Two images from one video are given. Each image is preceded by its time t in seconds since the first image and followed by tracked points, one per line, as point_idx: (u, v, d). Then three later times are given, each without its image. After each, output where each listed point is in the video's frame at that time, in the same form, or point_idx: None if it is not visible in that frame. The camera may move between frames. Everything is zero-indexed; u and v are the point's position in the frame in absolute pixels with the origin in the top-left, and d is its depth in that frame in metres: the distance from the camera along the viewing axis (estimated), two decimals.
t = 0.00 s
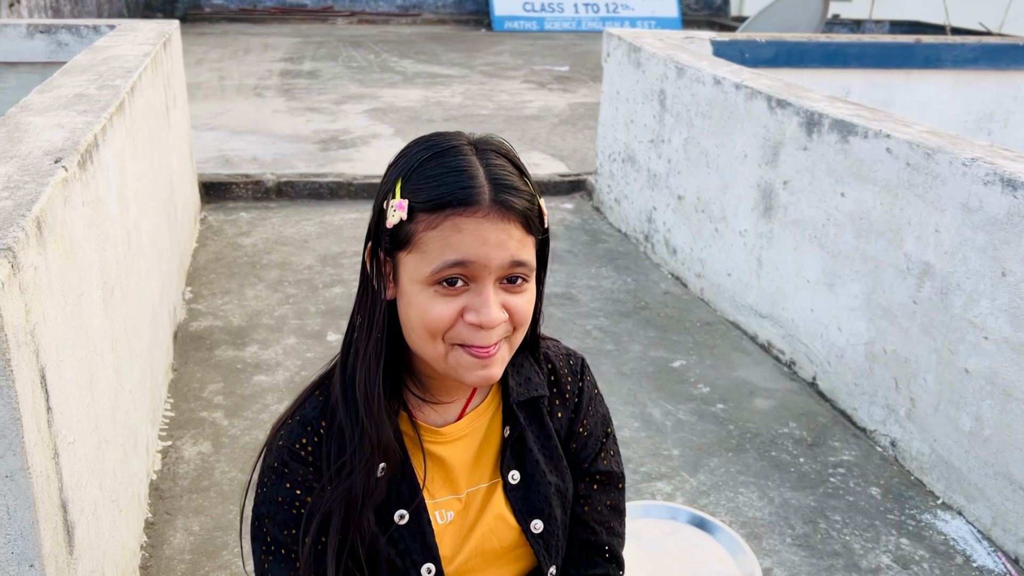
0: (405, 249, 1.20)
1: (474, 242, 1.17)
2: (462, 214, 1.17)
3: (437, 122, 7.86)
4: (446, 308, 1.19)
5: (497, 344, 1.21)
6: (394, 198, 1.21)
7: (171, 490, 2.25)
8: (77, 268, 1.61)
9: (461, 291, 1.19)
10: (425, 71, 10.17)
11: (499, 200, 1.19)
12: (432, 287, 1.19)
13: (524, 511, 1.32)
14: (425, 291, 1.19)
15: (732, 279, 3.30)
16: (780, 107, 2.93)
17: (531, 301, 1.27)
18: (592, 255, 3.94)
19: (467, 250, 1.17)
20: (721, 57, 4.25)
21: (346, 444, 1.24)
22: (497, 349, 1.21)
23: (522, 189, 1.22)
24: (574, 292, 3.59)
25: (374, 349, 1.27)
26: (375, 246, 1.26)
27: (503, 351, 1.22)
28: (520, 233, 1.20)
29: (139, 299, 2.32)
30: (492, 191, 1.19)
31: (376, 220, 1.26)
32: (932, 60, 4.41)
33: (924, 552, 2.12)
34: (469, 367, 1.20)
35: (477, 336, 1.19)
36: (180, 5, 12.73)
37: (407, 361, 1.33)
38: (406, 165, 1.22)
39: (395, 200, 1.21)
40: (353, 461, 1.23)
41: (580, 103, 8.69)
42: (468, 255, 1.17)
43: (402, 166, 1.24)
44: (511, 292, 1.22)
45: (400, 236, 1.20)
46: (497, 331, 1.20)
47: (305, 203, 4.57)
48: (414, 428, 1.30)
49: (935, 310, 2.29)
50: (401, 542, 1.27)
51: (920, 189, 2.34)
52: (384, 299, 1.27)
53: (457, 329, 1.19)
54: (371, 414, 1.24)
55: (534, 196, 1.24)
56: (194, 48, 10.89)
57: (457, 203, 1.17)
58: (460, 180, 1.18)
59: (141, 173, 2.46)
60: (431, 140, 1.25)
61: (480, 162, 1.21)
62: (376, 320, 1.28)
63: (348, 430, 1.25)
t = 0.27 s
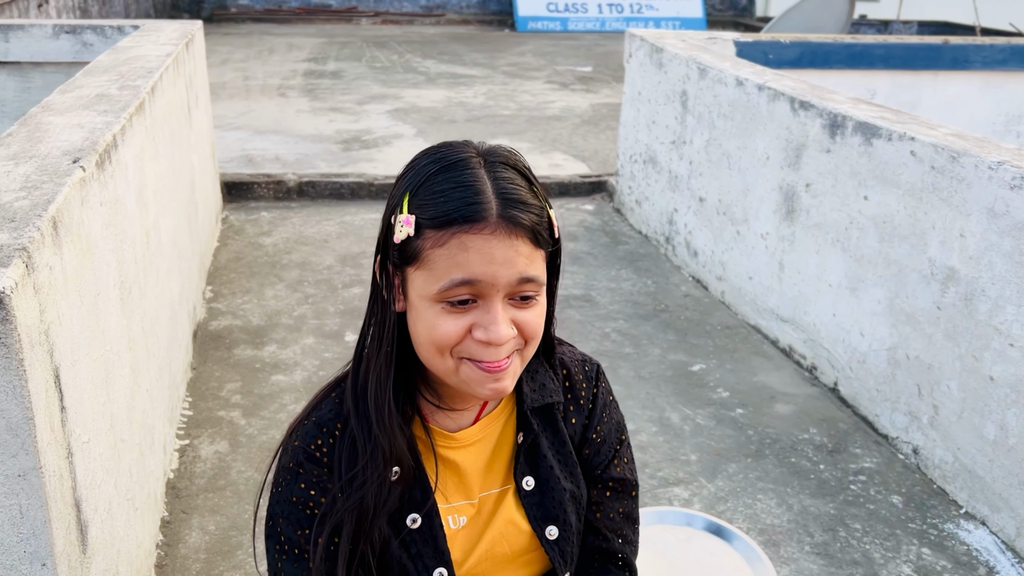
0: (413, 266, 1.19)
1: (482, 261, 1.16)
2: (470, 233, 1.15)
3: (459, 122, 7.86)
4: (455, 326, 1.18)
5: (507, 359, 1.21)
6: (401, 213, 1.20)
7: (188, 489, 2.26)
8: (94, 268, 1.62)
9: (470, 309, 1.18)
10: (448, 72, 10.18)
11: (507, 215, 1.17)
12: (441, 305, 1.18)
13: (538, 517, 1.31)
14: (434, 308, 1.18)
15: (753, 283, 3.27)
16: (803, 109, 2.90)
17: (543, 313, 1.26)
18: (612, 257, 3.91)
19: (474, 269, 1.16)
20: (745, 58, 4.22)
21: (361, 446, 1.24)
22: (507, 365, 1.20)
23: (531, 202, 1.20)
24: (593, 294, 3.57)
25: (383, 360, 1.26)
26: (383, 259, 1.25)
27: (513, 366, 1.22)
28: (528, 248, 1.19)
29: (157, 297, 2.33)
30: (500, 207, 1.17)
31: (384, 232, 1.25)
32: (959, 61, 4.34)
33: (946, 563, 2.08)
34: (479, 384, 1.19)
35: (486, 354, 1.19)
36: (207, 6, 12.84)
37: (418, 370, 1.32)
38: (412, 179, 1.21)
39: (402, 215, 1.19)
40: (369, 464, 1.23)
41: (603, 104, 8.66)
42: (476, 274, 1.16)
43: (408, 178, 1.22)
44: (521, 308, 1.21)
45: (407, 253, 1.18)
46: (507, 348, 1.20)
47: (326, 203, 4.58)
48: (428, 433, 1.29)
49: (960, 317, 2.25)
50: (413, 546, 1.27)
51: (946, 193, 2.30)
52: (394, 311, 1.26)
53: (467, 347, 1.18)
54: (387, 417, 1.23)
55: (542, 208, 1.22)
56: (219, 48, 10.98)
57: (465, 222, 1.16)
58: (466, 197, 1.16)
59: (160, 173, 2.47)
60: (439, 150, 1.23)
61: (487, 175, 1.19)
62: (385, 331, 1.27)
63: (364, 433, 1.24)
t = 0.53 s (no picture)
0: (440, 282, 1.19)
1: (513, 278, 1.16)
2: (500, 250, 1.16)
3: (472, 122, 7.86)
4: (485, 342, 1.18)
5: (532, 372, 1.22)
6: (426, 229, 1.19)
7: (200, 487, 2.27)
8: (107, 267, 1.63)
9: (500, 324, 1.19)
10: (461, 71, 10.19)
11: (535, 230, 1.18)
12: (471, 321, 1.18)
13: (547, 517, 1.31)
14: (463, 324, 1.19)
15: (766, 284, 3.25)
16: (818, 109, 2.88)
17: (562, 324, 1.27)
18: (625, 257, 3.90)
19: (505, 286, 1.16)
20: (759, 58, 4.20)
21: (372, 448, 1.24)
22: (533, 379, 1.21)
23: (555, 216, 1.21)
24: (606, 294, 3.56)
25: (405, 372, 1.26)
26: (405, 274, 1.24)
27: (538, 378, 1.23)
28: (555, 262, 1.19)
29: (171, 296, 2.34)
30: (528, 222, 1.17)
31: (404, 246, 1.24)
32: (976, 62, 4.31)
33: (960, 568, 2.06)
34: (507, 399, 1.20)
35: (515, 368, 1.19)
36: (222, 5, 12.90)
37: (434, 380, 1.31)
38: (435, 193, 1.20)
39: (428, 231, 1.19)
40: (378, 465, 1.23)
41: (616, 103, 8.64)
42: (508, 290, 1.16)
43: (430, 192, 1.21)
44: (547, 321, 1.22)
45: (435, 270, 1.18)
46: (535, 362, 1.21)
47: (339, 202, 4.59)
48: (437, 434, 1.29)
49: (975, 319, 2.23)
50: (422, 546, 1.26)
51: (962, 195, 2.28)
52: (415, 324, 1.26)
53: (496, 362, 1.19)
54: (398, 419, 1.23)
55: (565, 221, 1.23)
56: (234, 47, 11.02)
57: (495, 238, 1.16)
58: (495, 213, 1.17)
59: (175, 173, 2.48)
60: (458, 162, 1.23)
61: (511, 189, 1.20)
62: (407, 344, 1.27)
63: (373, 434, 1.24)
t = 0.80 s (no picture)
0: (457, 271, 1.19)
1: (533, 265, 1.18)
2: (520, 237, 1.17)
3: (474, 119, 7.86)
4: (503, 330, 1.19)
5: (545, 359, 1.23)
6: (441, 218, 1.20)
7: (201, 482, 2.28)
8: (107, 262, 1.64)
9: (517, 312, 1.20)
10: (463, 69, 10.19)
11: (552, 218, 1.19)
12: (490, 310, 1.19)
13: (542, 512, 1.31)
14: (482, 313, 1.19)
15: (766, 281, 3.25)
16: (818, 106, 2.88)
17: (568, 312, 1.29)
18: (626, 254, 3.91)
19: (525, 274, 1.18)
20: (760, 55, 4.20)
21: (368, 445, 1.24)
22: (546, 367, 1.23)
23: (566, 204, 1.23)
24: (606, 291, 3.56)
25: (414, 364, 1.26)
26: (416, 265, 1.24)
27: (548, 365, 1.25)
28: (569, 250, 1.22)
29: (172, 292, 2.35)
30: (545, 209, 1.19)
31: (411, 236, 1.24)
32: (977, 59, 4.30)
33: (959, 564, 2.07)
34: (524, 388, 1.21)
35: (530, 356, 1.21)
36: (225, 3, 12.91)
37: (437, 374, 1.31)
38: (449, 182, 1.20)
39: (444, 220, 1.19)
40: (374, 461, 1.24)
41: (618, 101, 8.64)
42: (528, 278, 1.18)
43: (443, 181, 1.22)
44: (559, 309, 1.24)
45: (453, 259, 1.19)
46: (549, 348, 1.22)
47: (341, 199, 4.60)
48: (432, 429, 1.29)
49: (974, 316, 2.23)
50: (417, 542, 1.27)
51: (962, 192, 2.28)
52: (424, 316, 1.25)
53: (512, 350, 1.20)
54: (394, 414, 1.24)
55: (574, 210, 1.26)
56: (237, 45, 11.03)
57: (515, 225, 1.17)
58: (513, 201, 1.18)
59: (175, 169, 2.49)
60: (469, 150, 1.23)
61: (525, 178, 1.21)
62: (416, 336, 1.26)
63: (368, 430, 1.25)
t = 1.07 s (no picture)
0: (440, 271, 1.22)
1: (514, 264, 1.20)
2: (500, 237, 1.19)
3: (466, 118, 7.89)
4: (486, 329, 1.22)
5: (533, 358, 1.25)
6: (425, 219, 1.22)
7: (198, 481, 2.30)
8: (106, 265, 1.66)
9: (500, 311, 1.22)
10: (455, 67, 10.21)
11: (533, 217, 1.21)
12: (472, 309, 1.21)
13: (540, 512, 1.34)
14: (465, 312, 1.22)
15: (756, 279, 3.29)
16: (806, 107, 2.92)
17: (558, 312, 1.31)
18: (618, 253, 3.94)
19: (506, 273, 1.20)
20: (750, 55, 4.24)
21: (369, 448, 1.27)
22: (531, 364, 1.24)
23: (551, 204, 1.25)
24: (598, 289, 3.60)
25: (405, 364, 1.29)
26: (404, 266, 1.27)
27: (537, 363, 1.27)
28: (552, 249, 1.23)
29: (168, 293, 2.37)
30: (526, 209, 1.21)
31: (401, 238, 1.27)
32: (965, 58, 4.35)
33: (944, 557, 2.11)
34: (509, 386, 1.23)
35: (515, 354, 1.23)
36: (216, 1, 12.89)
37: (434, 375, 1.34)
38: (433, 184, 1.23)
39: (427, 221, 1.22)
40: (374, 465, 1.27)
41: (610, 99, 8.67)
42: (508, 276, 1.20)
43: (427, 183, 1.25)
44: (545, 308, 1.26)
45: (436, 259, 1.21)
46: (534, 347, 1.24)
47: (334, 199, 4.62)
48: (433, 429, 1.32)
49: (959, 314, 2.27)
50: (419, 542, 1.30)
51: (946, 192, 2.32)
52: (414, 317, 1.28)
53: (496, 348, 1.22)
54: (393, 419, 1.26)
55: (560, 211, 1.27)
56: (228, 43, 11.02)
57: (495, 225, 1.20)
58: (493, 201, 1.20)
59: (170, 171, 2.51)
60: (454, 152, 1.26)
61: (507, 178, 1.24)
62: (406, 336, 1.29)
63: (368, 435, 1.28)
